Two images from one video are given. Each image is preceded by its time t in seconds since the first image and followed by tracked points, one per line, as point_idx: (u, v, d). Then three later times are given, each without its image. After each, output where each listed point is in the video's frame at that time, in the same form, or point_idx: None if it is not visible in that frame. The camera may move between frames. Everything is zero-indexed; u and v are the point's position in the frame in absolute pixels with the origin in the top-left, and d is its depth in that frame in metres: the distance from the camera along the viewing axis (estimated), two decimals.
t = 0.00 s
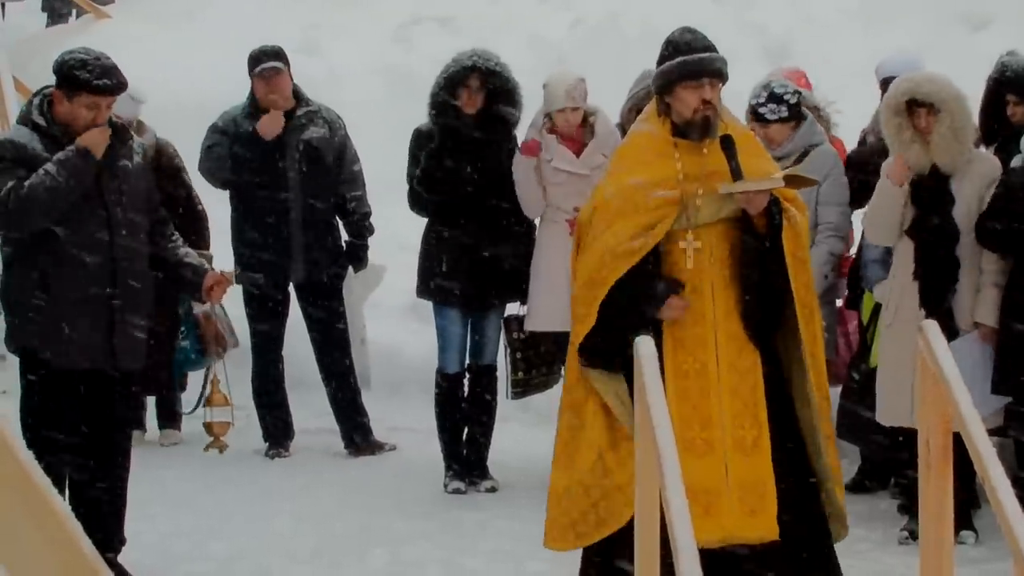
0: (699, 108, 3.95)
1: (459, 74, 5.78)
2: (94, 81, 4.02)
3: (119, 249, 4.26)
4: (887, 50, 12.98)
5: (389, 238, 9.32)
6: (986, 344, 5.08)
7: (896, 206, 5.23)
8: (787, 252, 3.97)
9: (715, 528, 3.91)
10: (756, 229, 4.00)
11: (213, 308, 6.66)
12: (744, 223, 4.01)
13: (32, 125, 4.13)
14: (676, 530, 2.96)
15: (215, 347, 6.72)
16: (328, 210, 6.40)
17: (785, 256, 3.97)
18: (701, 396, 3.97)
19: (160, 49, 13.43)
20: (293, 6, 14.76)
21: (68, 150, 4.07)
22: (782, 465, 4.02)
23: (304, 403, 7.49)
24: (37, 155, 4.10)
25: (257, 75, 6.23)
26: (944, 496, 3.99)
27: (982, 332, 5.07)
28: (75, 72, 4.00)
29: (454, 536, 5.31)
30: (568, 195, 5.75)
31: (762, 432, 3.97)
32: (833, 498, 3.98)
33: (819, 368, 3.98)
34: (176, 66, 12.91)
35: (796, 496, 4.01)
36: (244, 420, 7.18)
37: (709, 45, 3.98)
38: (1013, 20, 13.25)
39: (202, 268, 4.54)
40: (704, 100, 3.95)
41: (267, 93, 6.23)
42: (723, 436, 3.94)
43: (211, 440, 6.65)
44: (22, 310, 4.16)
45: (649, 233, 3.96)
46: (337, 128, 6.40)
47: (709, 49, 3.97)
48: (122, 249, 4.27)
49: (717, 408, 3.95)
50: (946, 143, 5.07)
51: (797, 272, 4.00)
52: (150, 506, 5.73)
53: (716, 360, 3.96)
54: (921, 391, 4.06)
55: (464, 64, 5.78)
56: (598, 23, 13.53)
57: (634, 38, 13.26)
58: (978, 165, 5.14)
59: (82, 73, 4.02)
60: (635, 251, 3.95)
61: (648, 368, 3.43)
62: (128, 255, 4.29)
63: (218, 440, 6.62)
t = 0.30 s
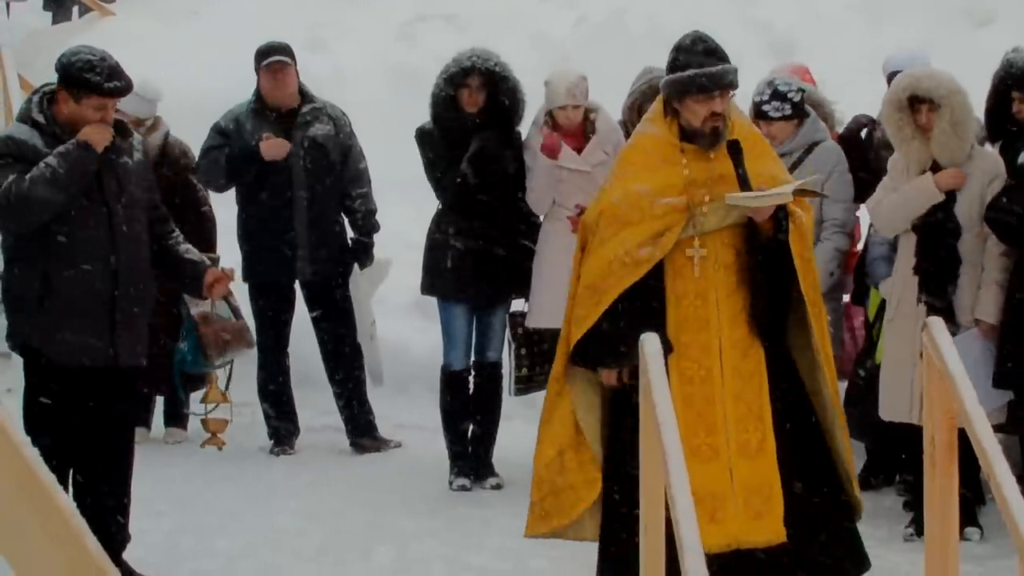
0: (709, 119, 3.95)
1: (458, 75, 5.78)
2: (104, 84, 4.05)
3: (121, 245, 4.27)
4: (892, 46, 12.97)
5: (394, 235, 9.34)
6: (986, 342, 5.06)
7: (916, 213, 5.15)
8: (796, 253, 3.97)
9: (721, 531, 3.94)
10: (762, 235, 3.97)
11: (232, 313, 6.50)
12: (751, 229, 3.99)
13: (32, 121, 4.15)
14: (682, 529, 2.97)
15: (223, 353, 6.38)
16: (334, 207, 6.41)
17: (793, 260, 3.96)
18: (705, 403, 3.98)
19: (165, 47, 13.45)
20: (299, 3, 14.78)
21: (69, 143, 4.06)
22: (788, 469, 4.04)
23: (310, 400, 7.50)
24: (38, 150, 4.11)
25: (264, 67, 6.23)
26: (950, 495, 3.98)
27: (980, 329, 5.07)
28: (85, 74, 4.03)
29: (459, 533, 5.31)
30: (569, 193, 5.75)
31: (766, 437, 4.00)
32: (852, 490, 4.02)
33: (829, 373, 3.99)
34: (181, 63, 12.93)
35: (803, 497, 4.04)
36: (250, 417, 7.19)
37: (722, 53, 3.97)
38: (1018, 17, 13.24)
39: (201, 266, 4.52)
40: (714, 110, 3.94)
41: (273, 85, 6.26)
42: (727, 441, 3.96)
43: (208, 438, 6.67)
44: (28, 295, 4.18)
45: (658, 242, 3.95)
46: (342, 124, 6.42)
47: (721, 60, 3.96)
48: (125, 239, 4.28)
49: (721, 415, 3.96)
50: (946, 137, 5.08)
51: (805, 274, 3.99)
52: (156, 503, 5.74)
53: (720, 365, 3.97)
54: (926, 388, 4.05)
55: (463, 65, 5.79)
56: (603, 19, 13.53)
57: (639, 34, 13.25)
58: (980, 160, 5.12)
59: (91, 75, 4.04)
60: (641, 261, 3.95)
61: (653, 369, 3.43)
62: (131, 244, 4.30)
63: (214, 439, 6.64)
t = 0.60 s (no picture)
0: (712, 124, 3.95)
1: (456, 73, 5.77)
2: (94, 78, 4.05)
3: (117, 242, 4.28)
4: (893, 43, 12.97)
5: (394, 232, 9.35)
6: (985, 340, 5.08)
7: (910, 212, 5.16)
8: (792, 257, 3.97)
9: (713, 532, 3.94)
10: (758, 238, 4.01)
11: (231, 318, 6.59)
12: (746, 231, 4.01)
13: (28, 119, 4.15)
14: (680, 529, 2.97)
15: (207, 355, 6.50)
16: (333, 204, 6.42)
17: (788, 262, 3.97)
18: (697, 404, 3.98)
19: (166, 43, 13.45)
20: None
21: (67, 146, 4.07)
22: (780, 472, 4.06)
23: (309, 397, 7.51)
24: (32, 147, 4.11)
25: (262, 66, 6.24)
26: (946, 494, 3.99)
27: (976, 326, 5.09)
28: (76, 67, 4.03)
29: (458, 531, 5.32)
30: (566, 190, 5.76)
31: (758, 440, 4.00)
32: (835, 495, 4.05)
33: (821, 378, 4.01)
34: (180, 59, 12.93)
35: (796, 498, 4.06)
36: (249, 414, 7.20)
37: (729, 60, 3.95)
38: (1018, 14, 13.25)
39: (199, 264, 4.52)
40: (717, 116, 3.94)
41: (273, 83, 6.27)
42: (719, 442, 3.97)
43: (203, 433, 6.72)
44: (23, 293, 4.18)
45: (654, 242, 3.95)
46: (341, 121, 6.43)
47: (727, 65, 3.95)
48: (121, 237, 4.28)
49: (713, 415, 3.97)
50: (945, 136, 5.07)
51: (798, 276, 3.99)
52: (155, 500, 5.75)
53: (715, 366, 3.97)
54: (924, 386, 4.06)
55: (461, 63, 5.79)
56: (603, 16, 13.55)
57: (639, 32, 13.25)
58: (979, 158, 5.12)
59: (82, 69, 4.05)
60: (636, 261, 3.95)
61: (651, 367, 3.43)
62: (126, 243, 4.30)
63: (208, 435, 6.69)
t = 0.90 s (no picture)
0: (716, 117, 3.94)
1: (464, 73, 5.76)
2: (99, 81, 4.04)
3: (121, 241, 4.28)
4: (897, 42, 12.97)
5: (397, 231, 9.35)
6: (992, 337, 5.05)
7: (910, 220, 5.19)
8: (791, 254, 4.00)
9: (713, 527, 3.96)
10: (760, 230, 3.99)
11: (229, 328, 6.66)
12: (749, 225, 4.00)
13: (31, 121, 4.10)
14: (683, 526, 2.97)
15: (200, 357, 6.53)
16: (337, 203, 6.42)
17: (787, 258, 3.99)
18: (701, 400, 3.98)
19: (169, 43, 13.45)
20: None
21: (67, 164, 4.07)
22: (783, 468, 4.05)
23: (313, 396, 7.51)
24: (33, 153, 4.08)
25: (266, 66, 6.24)
26: (952, 491, 3.98)
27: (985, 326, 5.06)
28: (83, 69, 4.03)
29: (462, 530, 5.32)
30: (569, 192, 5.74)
31: (761, 436, 4.00)
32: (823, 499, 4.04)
33: (817, 377, 4.04)
34: (183, 59, 12.93)
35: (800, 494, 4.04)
36: (253, 414, 7.20)
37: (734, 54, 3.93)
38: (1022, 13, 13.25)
39: (203, 261, 4.51)
40: (721, 109, 3.93)
41: (277, 84, 6.25)
42: (722, 436, 3.97)
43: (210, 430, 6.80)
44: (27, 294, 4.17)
45: (657, 237, 3.96)
46: (346, 120, 6.43)
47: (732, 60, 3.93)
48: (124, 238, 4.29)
49: (716, 412, 3.97)
50: (950, 135, 5.06)
51: (797, 275, 4.03)
52: (160, 499, 5.75)
53: (718, 361, 3.98)
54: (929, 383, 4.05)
55: (469, 64, 5.78)
56: (606, 16, 13.56)
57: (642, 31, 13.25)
58: (985, 157, 5.12)
59: (89, 70, 4.04)
60: (641, 254, 3.96)
61: (655, 365, 3.43)
62: (130, 243, 4.31)
63: (215, 431, 6.77)
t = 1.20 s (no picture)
0: (716, 100, 3.97)
1: (470, 83, 5.73)
2: (92, 84, 4.04)
3: (129, 241, 4.30)
4: (902, 41, 12.99)
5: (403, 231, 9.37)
6: (996, 336, 5.04)
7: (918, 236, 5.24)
8: (795, 239, 4.00)
9: (720, 518, 3.96)
10: (764, 216, 3.99)
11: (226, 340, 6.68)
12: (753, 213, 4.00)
13: (37, 124, 4.13)
14: (688, 521, 2.98)
15: (188, 360, 6.54)
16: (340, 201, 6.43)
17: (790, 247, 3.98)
18: (708, 392, 3.99)
19: (175, 42, 13.47)
20: None
21: (73, 206, 4.08)
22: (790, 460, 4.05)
23: (318, 395, 7.52)
24: (37, 158, 4.11)
25: (272, 66, 6.27)
26: (956, 487, 3.99)
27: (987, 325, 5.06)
28: (75, 71, 4.03)
29: (467, 528, 5.33)
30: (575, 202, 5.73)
31: (767, 429, 4.01)
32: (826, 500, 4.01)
33: (821, 373, 4.03)
34: (190, 58, 12.95)
35: (805, 485, 4.03)
36: (257, 413, 7.22)
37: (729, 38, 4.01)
38: None
39: (210, 255, 4.51)
40: (721, 92, 3.96)
41: (281, 82, 6.27)
42: (730, 428, 3.98)
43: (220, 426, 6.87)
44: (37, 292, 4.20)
45: (662, 226, 3.95)
46: (350, 118, 6.43)
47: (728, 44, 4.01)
48: (131, 235, 4.31)
49: (723, 403, 3.98)
50: (954, 135, 5.06)
51: (800, 261, 4.02)
52: (165, 498, 5.77)
53: (724, 353, 3.99)
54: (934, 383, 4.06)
55: (476, 73, 5.72)
56: (611, 16, 13.58)
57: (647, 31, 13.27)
58: (990, 157, 5.11)
59: (82, 73, 4.04)
60: (648, 243, 3.95)
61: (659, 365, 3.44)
62: (138, 240, 4.33)
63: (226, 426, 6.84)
